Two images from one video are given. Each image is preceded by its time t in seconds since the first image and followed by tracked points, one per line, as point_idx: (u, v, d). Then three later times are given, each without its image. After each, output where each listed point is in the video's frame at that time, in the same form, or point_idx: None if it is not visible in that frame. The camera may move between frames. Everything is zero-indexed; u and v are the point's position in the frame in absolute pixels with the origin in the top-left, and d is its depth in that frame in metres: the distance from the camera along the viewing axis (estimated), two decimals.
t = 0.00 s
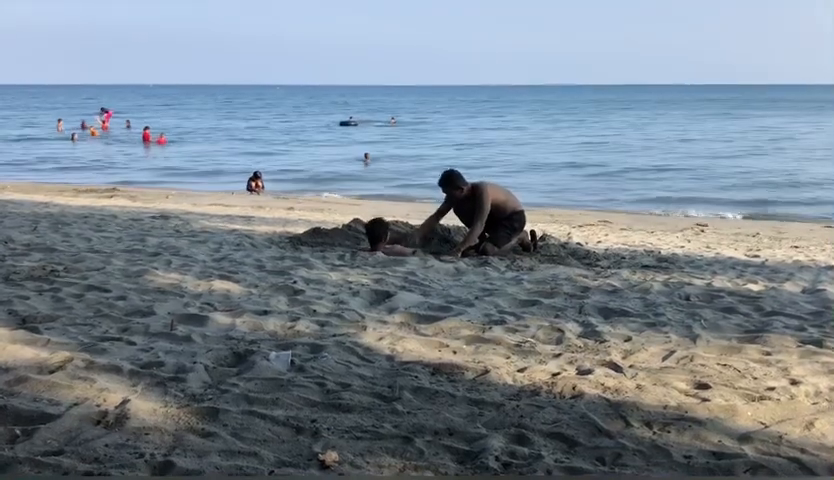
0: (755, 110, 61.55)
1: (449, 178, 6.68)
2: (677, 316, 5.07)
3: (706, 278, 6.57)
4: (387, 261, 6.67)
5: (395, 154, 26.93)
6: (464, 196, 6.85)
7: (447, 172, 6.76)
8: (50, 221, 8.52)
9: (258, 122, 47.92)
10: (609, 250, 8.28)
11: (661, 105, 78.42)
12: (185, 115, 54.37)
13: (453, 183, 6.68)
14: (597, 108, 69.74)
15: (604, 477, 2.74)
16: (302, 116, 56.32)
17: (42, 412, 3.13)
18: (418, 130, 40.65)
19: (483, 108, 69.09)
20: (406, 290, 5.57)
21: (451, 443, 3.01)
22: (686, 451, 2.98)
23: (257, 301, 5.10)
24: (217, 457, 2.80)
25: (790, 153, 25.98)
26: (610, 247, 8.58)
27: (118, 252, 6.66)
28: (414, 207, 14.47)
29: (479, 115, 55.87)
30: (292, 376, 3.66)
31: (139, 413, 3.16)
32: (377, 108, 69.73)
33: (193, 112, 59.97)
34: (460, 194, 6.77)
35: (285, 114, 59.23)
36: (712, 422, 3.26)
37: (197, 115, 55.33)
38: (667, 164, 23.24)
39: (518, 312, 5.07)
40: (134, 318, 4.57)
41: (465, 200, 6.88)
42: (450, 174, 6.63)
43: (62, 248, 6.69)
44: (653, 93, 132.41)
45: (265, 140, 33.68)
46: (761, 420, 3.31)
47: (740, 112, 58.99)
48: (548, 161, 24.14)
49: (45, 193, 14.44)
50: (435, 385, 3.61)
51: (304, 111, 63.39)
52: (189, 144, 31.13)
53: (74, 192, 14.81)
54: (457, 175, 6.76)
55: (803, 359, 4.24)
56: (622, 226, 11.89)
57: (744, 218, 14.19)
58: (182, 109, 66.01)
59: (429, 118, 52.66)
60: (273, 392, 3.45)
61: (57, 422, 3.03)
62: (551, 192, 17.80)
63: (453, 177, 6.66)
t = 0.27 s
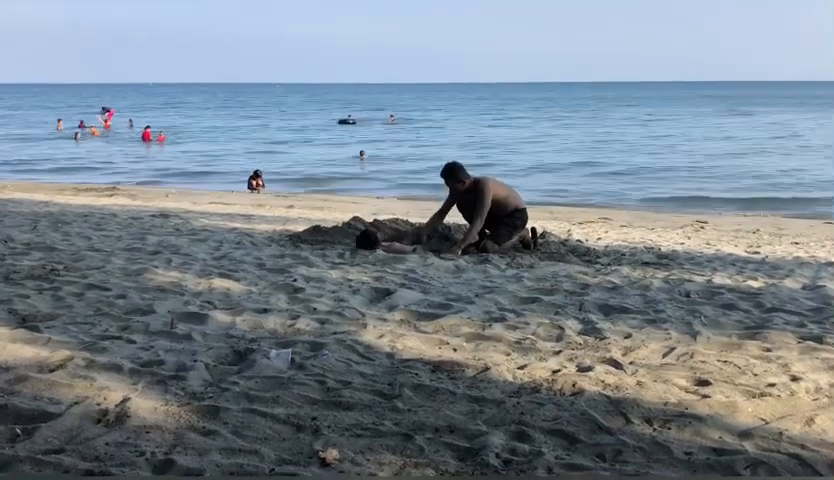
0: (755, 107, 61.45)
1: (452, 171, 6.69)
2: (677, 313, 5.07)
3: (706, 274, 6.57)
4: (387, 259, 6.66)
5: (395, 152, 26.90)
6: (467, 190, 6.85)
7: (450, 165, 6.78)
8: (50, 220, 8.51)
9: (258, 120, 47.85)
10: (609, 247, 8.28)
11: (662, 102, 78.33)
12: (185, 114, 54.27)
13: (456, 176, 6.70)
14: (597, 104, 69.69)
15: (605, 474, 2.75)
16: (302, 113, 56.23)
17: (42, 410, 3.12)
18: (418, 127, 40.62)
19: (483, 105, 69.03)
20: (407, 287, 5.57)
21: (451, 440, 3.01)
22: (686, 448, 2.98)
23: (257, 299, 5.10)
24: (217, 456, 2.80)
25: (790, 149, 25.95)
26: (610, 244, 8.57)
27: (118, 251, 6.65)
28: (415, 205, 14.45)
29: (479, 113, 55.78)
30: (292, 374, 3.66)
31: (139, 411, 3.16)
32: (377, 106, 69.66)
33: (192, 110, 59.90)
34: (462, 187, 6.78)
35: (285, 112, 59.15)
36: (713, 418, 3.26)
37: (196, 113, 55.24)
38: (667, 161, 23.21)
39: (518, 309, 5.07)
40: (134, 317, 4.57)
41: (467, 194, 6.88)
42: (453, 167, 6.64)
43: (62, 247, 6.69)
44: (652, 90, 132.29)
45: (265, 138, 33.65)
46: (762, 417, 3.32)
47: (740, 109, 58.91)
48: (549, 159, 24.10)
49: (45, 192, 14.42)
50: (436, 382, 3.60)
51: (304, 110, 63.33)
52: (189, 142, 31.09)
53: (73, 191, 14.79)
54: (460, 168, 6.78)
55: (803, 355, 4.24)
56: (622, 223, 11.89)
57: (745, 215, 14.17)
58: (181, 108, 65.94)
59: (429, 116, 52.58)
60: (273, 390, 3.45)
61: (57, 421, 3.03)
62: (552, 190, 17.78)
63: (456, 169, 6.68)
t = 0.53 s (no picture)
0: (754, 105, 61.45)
1: (458, 169, 6.71)
2: (675, 311, 5.07)
3: (705, 272, 6.58)
4: (386, 258, 6.66)
5: (394, 150, 26.88)
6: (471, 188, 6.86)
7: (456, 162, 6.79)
8: (48, 219, 8.50)
9: (257, 119, 47.80)
10: (608, 245, 8.28)
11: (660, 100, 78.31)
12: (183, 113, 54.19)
13: (461, 173, 6.71)
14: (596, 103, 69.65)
15: (604, 472, 2.75)
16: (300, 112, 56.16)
17: (41, 409, 3.13)
18: (417, 126, 40.60)
19: (482, 104, 69.01)
20: (405, 286, 5.57)
21: (450, 438, 3.01)
22: (685, 445, 2.98)
23: (255, 298, 5.10)
24: (217, 454, 2.80)
25: (789, 147, 25.94)
26: (609, 242, 8.57)
27: (117, 250, 6.65)
28: (414, 204, 14.44)
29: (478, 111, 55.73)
30: (291, 373, 3.66)
31: (138, 410, 3.16)
32: (376, 104, 69.62)
33: (191, 109, 59.81)
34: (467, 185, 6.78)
35: (283, 111, 59.08)
36: (712, 416, 3.27)
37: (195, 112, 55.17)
38: (666, 159, 23.20)
39: (517, 307, 5.07)
40: (133, 316, 4.57)
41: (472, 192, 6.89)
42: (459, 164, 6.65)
43: (61, 246, 6.69)
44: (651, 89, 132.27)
45: (263, 137, 33.61)
46: (761, 414, 3.32)
47: (739, 107, 58.89)
48: (548, 157, 24.09)
49: (44, 191, 14.40)
50: (435, 380, 3.61)
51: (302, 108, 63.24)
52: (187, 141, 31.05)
53: (71, 190, 14.77)
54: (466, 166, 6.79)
55: (801, 352, 4.25)
56: (621, 222, 11.88)
57: (743, 213, 14.16)
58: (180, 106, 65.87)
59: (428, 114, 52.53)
60: (272, 388, 3.45)
61: (56, 420, 3.03)
62: (551, 188, 17.77)
63: (462, 167, 6.68)
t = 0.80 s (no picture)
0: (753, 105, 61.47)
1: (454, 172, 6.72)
2: (675, 311, 5.08)
3: (704, 273, 6.58)
4: (385, 257, 6.66)
5: (393, 150, 26.86)
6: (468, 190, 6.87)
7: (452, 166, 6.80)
8: (47, 219, 8.48)
9: (256, 119, 47.77)
10: (608, 245, 8.28)
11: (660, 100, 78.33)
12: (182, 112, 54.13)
13: (457, 176, 6.72)
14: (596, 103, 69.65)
15: (604, 472, 2.75)
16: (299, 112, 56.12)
17: (41, 409, 3.13)
18: (416, 126, 40.59)
19: (481, 103, 69.01)
20: (405, 286, 5.57)
21: (450, 438, 3.01)
22: (684, 446, 2.98)
23: (255, 297, 5.10)
24: (216, 454, 2.80)
25: (789, 148, 25.95)
26: (608, 243, 8.57)
27: (116, 249, 6.65)
28: (413, 203, 14.43)
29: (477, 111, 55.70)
30: (290, 373, 3.66)
31: (138, 410, 3.16)
32: (375, 104, 69.60)
33: (190, 108, 59.76)
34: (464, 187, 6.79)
35: (283, 110, 59.03)
36: (711, 416, 3.27)
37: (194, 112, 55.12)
38: (666, 159, 23.21)
39: (517, 307, 5.08)
40: (133, 315, 4.57)
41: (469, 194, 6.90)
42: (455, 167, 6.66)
43: (60, 245, 6.68)
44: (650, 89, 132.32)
45: (263, 136, 33.59)
46: (760, 414, 3.32)
47: (738, 107, 58.88)
48: (548, 157, 24.09)
49: (43, 190, 14.39)
50: (434, 380, 3.61)
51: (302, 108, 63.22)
52: (187, 140, 31.03)
53: (70, 190, 14.75)
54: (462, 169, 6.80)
55: (800, 353, 4.25)
56: (620, 222, 11.88)
57: (743, 213, 14.16)
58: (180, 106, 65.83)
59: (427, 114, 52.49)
60: (272, 388, 3.45)
61: (56, 420, 3.03)
62: (550, 188, 17.77)
63: (458, 170, 6.70)
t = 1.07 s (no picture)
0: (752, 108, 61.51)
1: (444, 178, 6.71)
2: (673, 313, 5.08)
3: (702, 275, 6.58)
4: (383, 258, 6.66)
5: (393, 151, 26.86)
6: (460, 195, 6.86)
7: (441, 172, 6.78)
8: (46, 218, 8.47)
9: (256, 119, 47.77)
10: (606, 247, 8.28)
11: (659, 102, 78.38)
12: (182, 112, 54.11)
13: (448, 183, 6.71)
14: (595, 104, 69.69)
15: (601, 474, 2.75)
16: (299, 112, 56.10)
17: (38, 408, 3.12)
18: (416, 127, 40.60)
19: (481, 105, 69.03)
20: (403, 287, 5.57)
21: (447, 440, 3.01)
22: (682, 448, 2.98)
23: (253, 298, 5.09)
24: (213, 454, 2.80)
25: (788, 151, 25.97)
26: (607, 244, 8.58)
27: (115, 249, 6.64)
28: (412, 205, 14.43)
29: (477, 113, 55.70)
30: (288, 374, 3.65)
31: (136, 411, 3.15)
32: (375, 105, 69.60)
33: (189, 109, 59.73)
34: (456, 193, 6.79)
35: (282, 110, 58.99)
36: (709, 419, 3.27)
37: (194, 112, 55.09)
38: (665, 161, 23.22)
39: (515, 309, 5.08)
40: (131, 315, 4.57)
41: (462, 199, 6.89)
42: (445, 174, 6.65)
43: (59, 245, 6.67)
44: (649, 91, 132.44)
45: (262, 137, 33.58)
46: (758, 417, 3.32)
47: (737, 109, 58.91)
48: (547, 159, 24.09)
49: (42, 190, 14.38)
50: (432, 382, 3.61)
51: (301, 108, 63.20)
52: (186, 140, 31.02)
53: (70, 189, 14.74)
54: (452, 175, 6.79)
55: (798, 356, 4.25)
56: (619, 224, 11.88)
57: (742, 216, 14.17)
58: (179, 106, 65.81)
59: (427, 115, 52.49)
60: (269, 389, 3.45)
61: (53, 420, 3.03)
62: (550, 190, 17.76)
63: (448, 176, 6.69)
